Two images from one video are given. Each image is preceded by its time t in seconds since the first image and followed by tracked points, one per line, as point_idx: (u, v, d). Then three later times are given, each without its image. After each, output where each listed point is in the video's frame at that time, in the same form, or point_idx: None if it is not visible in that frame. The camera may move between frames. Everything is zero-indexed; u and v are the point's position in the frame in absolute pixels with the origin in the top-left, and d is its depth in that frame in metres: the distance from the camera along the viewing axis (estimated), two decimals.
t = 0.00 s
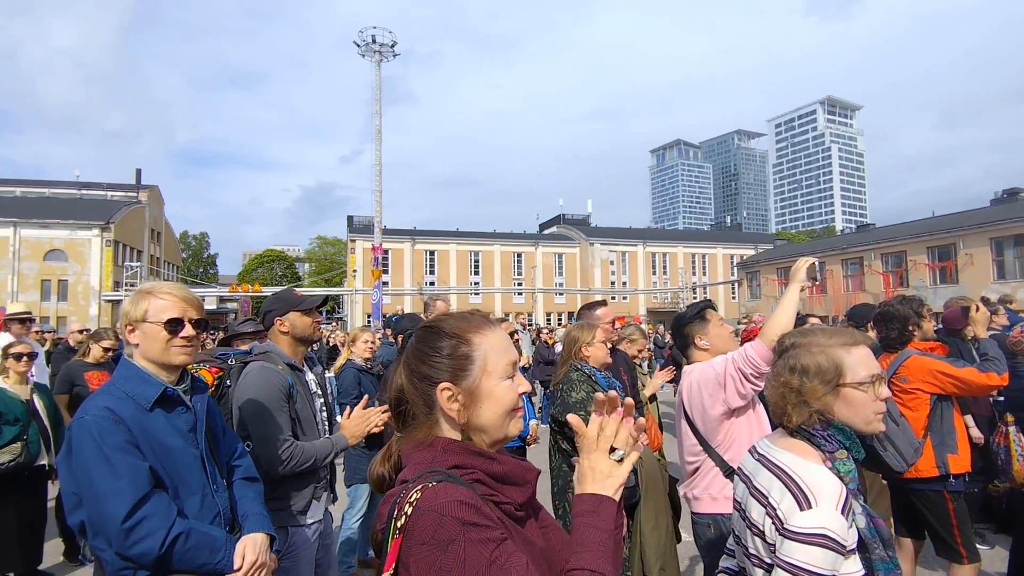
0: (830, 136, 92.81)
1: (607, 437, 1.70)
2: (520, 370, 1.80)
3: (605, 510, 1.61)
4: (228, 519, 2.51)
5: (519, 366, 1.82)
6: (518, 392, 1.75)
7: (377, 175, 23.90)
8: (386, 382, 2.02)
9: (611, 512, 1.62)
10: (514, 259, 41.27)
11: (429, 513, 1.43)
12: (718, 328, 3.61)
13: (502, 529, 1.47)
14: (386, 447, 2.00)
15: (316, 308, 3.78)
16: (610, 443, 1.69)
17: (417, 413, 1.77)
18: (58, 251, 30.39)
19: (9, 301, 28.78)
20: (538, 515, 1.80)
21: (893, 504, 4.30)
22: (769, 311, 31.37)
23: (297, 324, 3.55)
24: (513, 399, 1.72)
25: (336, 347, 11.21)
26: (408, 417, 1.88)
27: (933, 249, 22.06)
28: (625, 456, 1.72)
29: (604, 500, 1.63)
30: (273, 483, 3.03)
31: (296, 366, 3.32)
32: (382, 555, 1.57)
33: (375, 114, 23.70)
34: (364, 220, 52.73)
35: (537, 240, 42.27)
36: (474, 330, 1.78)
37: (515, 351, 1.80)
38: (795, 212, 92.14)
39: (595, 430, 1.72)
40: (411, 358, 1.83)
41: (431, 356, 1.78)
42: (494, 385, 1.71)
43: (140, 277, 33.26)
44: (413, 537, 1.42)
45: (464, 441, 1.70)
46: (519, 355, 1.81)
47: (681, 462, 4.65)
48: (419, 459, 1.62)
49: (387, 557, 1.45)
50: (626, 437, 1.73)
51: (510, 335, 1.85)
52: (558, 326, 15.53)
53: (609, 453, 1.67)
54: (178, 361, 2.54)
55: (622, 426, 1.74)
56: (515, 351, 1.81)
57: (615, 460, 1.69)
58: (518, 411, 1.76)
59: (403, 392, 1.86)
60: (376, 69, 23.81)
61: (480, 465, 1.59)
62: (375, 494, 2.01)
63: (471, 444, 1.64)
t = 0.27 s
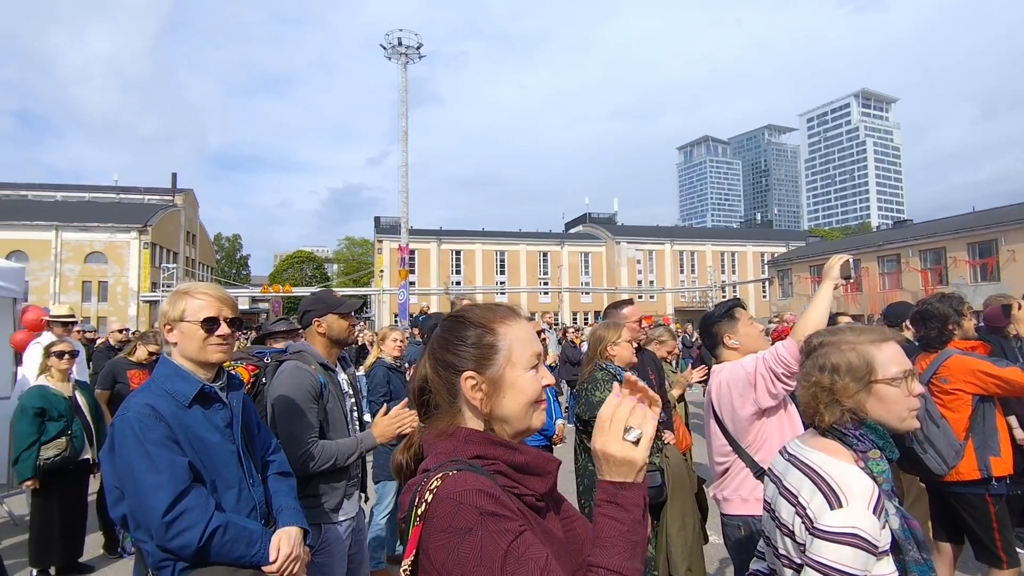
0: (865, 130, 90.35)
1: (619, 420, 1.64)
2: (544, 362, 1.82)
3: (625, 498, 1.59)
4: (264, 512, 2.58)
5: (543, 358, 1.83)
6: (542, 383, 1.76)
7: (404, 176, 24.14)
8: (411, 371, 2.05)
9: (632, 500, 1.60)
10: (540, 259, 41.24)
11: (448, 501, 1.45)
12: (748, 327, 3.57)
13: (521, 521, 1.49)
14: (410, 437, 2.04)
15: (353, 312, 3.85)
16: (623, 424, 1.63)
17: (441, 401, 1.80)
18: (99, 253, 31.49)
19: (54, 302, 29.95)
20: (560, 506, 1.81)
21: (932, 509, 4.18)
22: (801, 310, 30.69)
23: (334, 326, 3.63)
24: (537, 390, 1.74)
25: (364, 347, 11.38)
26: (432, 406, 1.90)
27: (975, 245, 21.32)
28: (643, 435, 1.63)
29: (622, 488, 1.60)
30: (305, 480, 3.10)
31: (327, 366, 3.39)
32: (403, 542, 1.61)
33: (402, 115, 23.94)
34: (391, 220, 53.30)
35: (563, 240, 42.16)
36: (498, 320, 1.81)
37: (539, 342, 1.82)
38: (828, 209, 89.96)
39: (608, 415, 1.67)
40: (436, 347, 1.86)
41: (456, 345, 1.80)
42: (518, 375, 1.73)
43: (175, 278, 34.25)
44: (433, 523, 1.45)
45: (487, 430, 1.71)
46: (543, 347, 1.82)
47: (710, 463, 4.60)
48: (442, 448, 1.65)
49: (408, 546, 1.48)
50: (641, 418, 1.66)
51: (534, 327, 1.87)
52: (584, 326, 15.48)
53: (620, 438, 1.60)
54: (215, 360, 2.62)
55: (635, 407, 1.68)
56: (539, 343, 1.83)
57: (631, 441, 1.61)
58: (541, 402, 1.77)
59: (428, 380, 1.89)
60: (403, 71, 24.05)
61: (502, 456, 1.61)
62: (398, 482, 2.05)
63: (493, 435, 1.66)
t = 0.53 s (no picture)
0: (903, 124, 87.58)
1: (660, 453, 1.65)
2: (567, 367, 1.81)
3: (648, 527, 1.57)
4: (298, 507, 2.64)
5: (565, 364, 1.83)
6: (563, 390, 1.76)
7: (431, 176, 24.32)
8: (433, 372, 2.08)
9: (654, 531, 1.58)
10: (567, 258, 41.10)
11: (465, 506, 1.47)
12: (782, 326, 3.50)
13: (536, 531, 1.48)
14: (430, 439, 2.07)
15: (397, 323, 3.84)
16: (667, 454, 1.66)
17: (461, 405, 1.82)
18: (139, 254, 32.58)
19: (97, 302, 31.12)
20: (577, 519, 1.81)
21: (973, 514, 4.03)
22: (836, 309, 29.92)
23: (371, 333, 3.65)
24: (557, 396, 1.73)
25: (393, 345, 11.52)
26: (453, 408, 1.92)
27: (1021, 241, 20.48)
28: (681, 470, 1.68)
29: (648, 516, 1.59)
30: (340, 476, 3.17)
31: (360, 364, 3.44)
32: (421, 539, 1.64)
33: (429, 116, 24.12)
34: (419, 220, 53.76)
35: (590, 238, 41.93)
36: (520, 325, 1.81)
37: (562, 348, 1.82)
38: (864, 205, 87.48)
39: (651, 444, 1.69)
40: (457, 351, 1.88)
41: (477, 348, 1.82)
42: (538, 380, 1.73)
43: (211, 278, 35.23)
44: (448, 526, 1.47)
45: (506, 435, 1.72)
46: (565, 353, 1.81)
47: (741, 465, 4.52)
48: (461, 451, 1.66)
49: (423, 548, 1.51)
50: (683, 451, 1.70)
51: (556, 333, 1.87)
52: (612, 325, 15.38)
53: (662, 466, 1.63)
54: (251, 356, 2.69)
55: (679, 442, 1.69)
56: (561, 349, 1.82)
57: (671, 472, 1.65)
58: (561, 409, 1.77)
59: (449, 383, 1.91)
60: (430, 72, 24.23)
61: (520, 464, 1.61)
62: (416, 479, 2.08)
63: (513, 440, 1.66)
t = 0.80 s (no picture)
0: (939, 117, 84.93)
1: (660, 430, 1.59)
2: (586, 362, 1.82)
3: (671, 503, 1.57)
4: (327, 503, 2.70)
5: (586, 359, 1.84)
6: (582, 384, 1.76)
7: (455, 176, 24.48)
8: (454, 361, 2.11)
9: (678, 505, 1.58)
10: (592, 257, 40.93)
11: (487, 494, 1.48)
12: (816, 326, 3.45)
13: (559, 519, 1.51)
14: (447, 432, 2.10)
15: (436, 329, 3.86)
16: (667, 430, 1.59)
17: (480, 396, 1.84)
18: (173, 256, 33.52)
19: (133, 302, 32.10)
20: (597, 516, 1.82)
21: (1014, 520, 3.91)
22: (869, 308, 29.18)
23: (409, 337, 3.67)
24: (576, 390, 1.74)
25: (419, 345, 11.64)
26: (473, 399, 1.95)
27: None
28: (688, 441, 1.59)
29: (668, 493, 1.58)
30: (371, 472, 3.25)
31: (394, 364, 3.50)
32: (439, 534, 1.64)
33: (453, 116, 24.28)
34: (444, 220, 54.11)
35: (615, 237, 41.67)
36: (542, 318, 1.83)
37: (582, 343, 1.83)
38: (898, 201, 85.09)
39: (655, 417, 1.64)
40: (478, 341, 1.90)
41: (497, 339, 1.84)
42: (558, 373, 1.73)
43: (242, 279, 36.03)
44: (471, 515, 1.48)
45: (525, 427, 1.74)
46: (585, 347, 1.82)
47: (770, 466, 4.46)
48: (479, 443, 1.68)
49: (444, 539, 1.51)
50: (687, 423, 1.61)
51: (577, 327, 1.88)
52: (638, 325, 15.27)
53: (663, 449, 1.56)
54: (280, 356, 2.76)
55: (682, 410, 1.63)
56: (581, 343, 1.83)
57: (674, 449, 1.58)
58: (580, 404, 1.78)
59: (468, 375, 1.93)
60: (454, 72, 24.38)
61: (539, 455, 1.64)
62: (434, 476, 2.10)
63: (531, 432, 1.68)
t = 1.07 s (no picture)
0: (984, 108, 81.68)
1: (700, 444, 1.62)
2: (618, 365, 1.83)
3: (697, 518, 1.56)
4: (359, 499, 2.76)
5: (617, 362, 1.84)
6: (614, 388, 1.77)
7: (482, 176, 24.58)
8: (484, 363, 2.13)
9: (703, 521, 1.57)
10: (620, 256, 40.61)
11: (521, 498, 1.49)
12: (855, 326, 3.36)
13: (591, 524, 1.53)
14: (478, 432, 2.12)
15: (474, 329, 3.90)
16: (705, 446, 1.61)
17: (512, 399, 1.86)
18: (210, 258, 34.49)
19: (172, 302, 33.14)
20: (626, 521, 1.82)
21: None
22: (909, 307, 28.23)
23: (448, 337, 3.73)
24: (607, 395, 1.75)
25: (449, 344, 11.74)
26: (503, 401, 1.96)
27: None
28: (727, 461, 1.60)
29: (695, 508, 1.58)
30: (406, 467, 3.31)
31: (430, 363, 3.54)
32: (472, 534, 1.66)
33: (480, 117, 24.47)
34: (471, 220, 54.40)
35: (644, 236, 41.26)
36: (573, 322, 1.84)
37: (613, 346, 1.83)
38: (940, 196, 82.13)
39: (692, 435, 1.67)
40: (509, 344, 1.92)
41: (528, 343, 1.85)
42: (590, 378, 1.75)
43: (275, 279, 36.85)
44: (504, 519, 1.49)
45: (557, 431, 1.75)
46: (617, 350, 1.84)
47: (807, 470, 4.36)
48: (512, 445, 1.69)
49: (477, 540, 1.52)
50: (726, 444, 1.62)
51: (608, 329, 1.88)
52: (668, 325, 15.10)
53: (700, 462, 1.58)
54: (314, 356, 2.83)
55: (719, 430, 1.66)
56: (613, 346, 1.84)
57: (712, 466, 1.58)
58: (612, 408, 1.79)
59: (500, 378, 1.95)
60: (481, 73, 24.49)
61: (571, 458, 1.65)
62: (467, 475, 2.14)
63: (563, 435, 1.70)
